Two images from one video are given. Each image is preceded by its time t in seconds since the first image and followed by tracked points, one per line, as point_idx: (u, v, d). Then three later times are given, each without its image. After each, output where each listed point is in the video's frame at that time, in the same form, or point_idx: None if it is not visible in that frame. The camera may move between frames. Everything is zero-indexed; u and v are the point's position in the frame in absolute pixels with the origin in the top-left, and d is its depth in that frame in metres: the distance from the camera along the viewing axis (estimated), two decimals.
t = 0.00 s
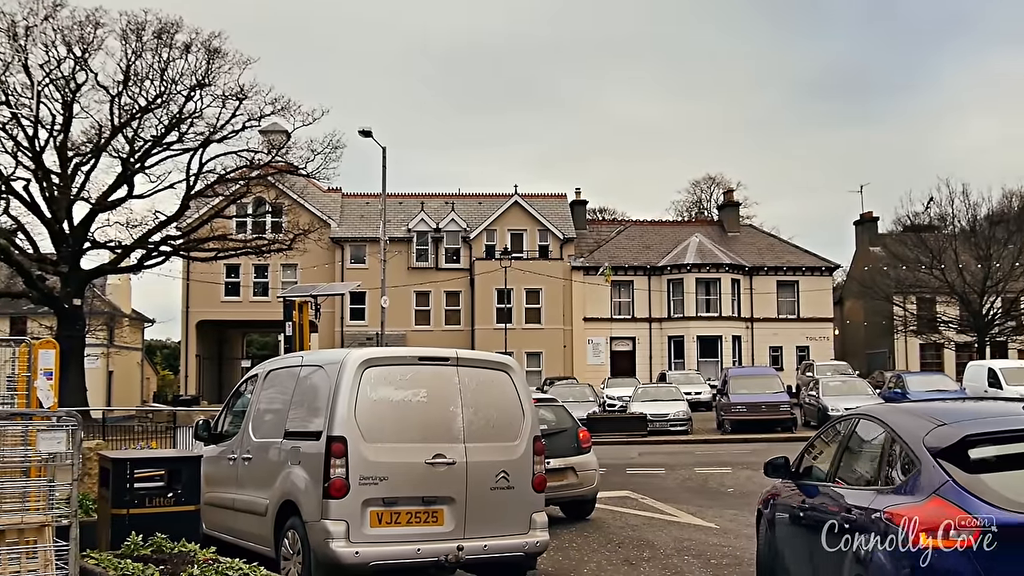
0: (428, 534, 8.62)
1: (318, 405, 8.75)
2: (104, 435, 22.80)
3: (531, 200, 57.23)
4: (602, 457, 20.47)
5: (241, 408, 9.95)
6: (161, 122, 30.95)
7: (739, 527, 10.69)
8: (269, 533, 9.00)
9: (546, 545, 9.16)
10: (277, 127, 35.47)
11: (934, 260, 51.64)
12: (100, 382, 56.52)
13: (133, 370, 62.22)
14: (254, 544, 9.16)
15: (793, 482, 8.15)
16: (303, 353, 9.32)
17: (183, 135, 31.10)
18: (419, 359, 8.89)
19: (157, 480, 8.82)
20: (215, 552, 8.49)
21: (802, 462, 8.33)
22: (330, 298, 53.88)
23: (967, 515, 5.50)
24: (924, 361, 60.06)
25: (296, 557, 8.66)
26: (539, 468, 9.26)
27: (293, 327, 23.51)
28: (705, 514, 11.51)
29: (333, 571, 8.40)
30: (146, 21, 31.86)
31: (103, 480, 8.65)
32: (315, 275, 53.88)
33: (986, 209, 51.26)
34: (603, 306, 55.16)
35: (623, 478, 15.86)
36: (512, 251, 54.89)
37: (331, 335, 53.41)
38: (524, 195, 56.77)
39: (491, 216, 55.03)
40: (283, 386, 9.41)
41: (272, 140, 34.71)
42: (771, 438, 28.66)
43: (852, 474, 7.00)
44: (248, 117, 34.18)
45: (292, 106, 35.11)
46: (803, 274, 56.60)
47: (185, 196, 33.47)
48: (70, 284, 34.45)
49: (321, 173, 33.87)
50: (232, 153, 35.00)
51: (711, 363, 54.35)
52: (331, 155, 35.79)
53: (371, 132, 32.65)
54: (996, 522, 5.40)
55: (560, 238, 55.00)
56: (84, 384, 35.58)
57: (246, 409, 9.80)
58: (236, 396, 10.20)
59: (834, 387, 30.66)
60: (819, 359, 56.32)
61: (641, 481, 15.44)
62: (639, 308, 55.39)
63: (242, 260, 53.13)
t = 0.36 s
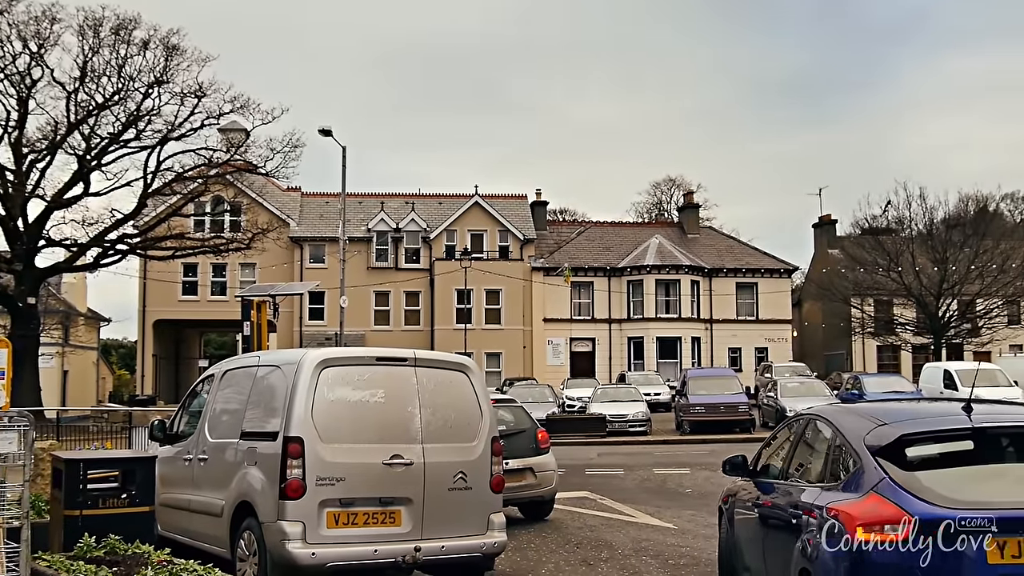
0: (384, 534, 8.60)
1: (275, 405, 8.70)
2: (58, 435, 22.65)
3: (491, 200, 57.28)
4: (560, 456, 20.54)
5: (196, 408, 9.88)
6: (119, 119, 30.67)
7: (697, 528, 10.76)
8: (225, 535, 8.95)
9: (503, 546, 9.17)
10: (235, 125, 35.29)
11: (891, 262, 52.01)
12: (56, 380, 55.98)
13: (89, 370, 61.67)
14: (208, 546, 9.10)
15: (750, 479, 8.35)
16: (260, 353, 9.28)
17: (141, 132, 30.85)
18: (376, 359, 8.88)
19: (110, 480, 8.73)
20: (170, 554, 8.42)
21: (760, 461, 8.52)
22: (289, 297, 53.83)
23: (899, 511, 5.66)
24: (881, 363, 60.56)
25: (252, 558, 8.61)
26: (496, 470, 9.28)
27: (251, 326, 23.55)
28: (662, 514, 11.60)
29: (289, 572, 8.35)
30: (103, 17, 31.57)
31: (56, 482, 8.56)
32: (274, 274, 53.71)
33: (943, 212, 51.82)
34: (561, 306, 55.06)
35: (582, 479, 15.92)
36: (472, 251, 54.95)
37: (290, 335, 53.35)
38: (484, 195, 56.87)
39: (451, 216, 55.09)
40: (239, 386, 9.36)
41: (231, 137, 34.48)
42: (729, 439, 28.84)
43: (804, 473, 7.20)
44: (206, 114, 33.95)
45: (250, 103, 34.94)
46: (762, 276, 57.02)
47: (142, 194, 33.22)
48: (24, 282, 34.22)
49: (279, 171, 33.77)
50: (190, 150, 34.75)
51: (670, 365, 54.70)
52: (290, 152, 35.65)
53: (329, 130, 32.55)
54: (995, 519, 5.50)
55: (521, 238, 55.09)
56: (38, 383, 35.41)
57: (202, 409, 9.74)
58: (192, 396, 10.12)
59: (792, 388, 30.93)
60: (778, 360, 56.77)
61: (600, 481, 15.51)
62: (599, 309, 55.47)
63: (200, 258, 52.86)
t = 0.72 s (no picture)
0: (342, 535, 8.58)
1: (232, 406, 8.66)
2: (13, 435, 22.46)
3: (453, 201, 57.27)
4: (519, 457, 20.58)
5: (153, 408, 9.82)
6: (75, 117, 30.35)
7: (655, 528, 10.84)
8: (182, 536, 8.89)
9: (462, 547, 9.19)
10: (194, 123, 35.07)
11: (849, 265, 52.39)
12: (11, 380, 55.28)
13: (45, 369, 60.99)
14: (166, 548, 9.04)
15: (708, 477, 8.49)
16: (218, 353, 9.24)
17: (98, 130, 30.58)
18: (334, 360, 8.87)
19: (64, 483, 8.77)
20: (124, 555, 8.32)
21: (718, 459, 8.65)
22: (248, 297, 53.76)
23: (838, 507, 5.80)
24: (838, 364, 61.02)
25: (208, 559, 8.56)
26: (454, 470, 9.31)
27: (207, 326, 23.45)
28: (619, 515, 11.68)
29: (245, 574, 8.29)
30: (60, 13, 31.24)
31: (9, 483, 8.60)
32: (232, 275, 53.54)
33: (900, 215, 52.34)
34: (521, 306, 55.20)
35: (540, 479, 15.98)
36: (432, 251, 55.00)
37: (249, 335, 53.27)
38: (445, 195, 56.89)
39: (411, 216, 55.11)
40: (196, 385, 9.32)
41: (189, 136, 34.27)
42: (687, 440, 28.99)
43: (754, 468, 7.45)
44: (165, 112, 33.67)
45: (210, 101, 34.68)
46: (721, 277, 57.45)
47: (100, 191, 32.89)
48: None
49: (238, 171, 33.62)
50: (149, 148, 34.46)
51: (630, 365, 54.94)
52: (249, 151, 35.50)
53: (289, 129, 32.42)
54: (955, 514, 5.71)
55: (481, 239, 55.25)
56: None
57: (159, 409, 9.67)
58: (149, 397, 10.05)
59: (750, 390, 31.16)
60: (737, 362, 57.19)
61: (558, 482, 15.57)
62: (559, 310, 55.56)
63: (158, 257, 52.46)
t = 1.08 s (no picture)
0: (300, 537, 8.58)
1: (189, 406, 8.61)
2: None
3: (412, 201, 57.19)
4: (476, 459, 20.64)
5: (108, 409, 9.79)
6: (32, 113, 30.03)
7: (613, 528, 10.93)
8: (137, 538, 8.86)
9: (420, 547, 9.22)
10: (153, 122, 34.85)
11: (807, 267, 52.78)
12: None
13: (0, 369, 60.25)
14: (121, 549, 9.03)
15: (664, 473, 8.62)
16: (174, 353, 9.20)
17: (54, 127, 30.28)
18: (291, 360, 8.86)
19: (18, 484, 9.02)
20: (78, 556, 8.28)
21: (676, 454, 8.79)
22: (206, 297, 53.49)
23: (780, 504, 6.08)
24: (796, 365, 61.53)
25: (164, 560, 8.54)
26: (413, 471, 9.34)
27: (164, 326, 23.30)
28: (578, 516, 11.77)
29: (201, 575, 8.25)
30: (16, 9, 30.90)
31: None
32: (191, 274, 53.31)
33: (858, 218, 52.83)
34: (481, 307, 55.32)
35: (499, 480, 16.04)
36: (392, 251, 54.93)
37: (207, 335, 53.09)
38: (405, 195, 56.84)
39: (371, 216, 54.98)
40: (153, 385, 9.28)
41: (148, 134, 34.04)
42: (646, 441, 29.13)
43: (706, 469, 7.55)
44: (123, 110, 33.42)
45: (168, 101, 34.45)
46: (681, 279, 57.88)
47: (57, 189, 32.57)
48: None
49: (197, 170, 33.44)
50: (106, 147, 34.19)
51: (589, 366, 55.13)
52: (208, 151, 35.35)
53: (249, 128, 32.27)
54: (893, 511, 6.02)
55: (441, 239, 55.32)
56: None
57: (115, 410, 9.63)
58: (104, 396, 10.00)
59: (709, 391, 31.39)
60: (696, 363, 57.62)
61: (516, 483, 15.65)
62: (519, 311, 55.73)
63: (116, 256, 52.14)
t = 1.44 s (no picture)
0: (256, 538, 8.56)
1: (144, 407, 8.56)
2: None
3: (371, 200, 57.00)
4: (433, 460, 20.65)
5: (63, 409, 9.73)
6: None
7: (572, 529, 10.99)
8: (91, 539, 8.81)
9: (376, 548, 9.23)
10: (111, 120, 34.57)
11: (764, 268, 53.13)
12: None
13: None
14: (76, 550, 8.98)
15: (622, 472, 8.67)
16: (129, 354, 9.15)
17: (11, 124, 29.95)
18: (248, 360, 8.85)
19: None
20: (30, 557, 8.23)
21: (633, 453, 8.84)
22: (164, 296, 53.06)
23: (722, 501, 6.16)
24: (754, 367, 62.10)
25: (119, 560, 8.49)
26: (370, 472, 9.35)
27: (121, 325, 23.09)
28: (535, 517, 11.83)
29: None
30: None
31: None
32: (148, 274, 52.99)
33: (815, 220, 53.35)
34: (440, 308, 55.40)
35: (458, 481, 16.06)
36: (352, 251, 54.79)
37: (165, 334, 52.77)
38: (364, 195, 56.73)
39: (331, 216, 54.83)
40: (108, 385, 9.23)
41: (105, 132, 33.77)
42: (606, 441, 29.29)
43: (660, 468, 7.62)
44: (81, 107, 33.11)
45: (125, 100, 34.23)
46: (639, 280, 58.35)
47: (13, 186, 32.21)
48: None
49: (155, 168, 33.24)
50: (62, 145, 33.87)
51: (549, 367, 55.43)
52: (167, 150, 35.16)
53: (208, 127, 32.09)
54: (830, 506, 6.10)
55: (401, 240, 55.16)
56: None
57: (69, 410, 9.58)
58: (59, 397, 9.95)
59: (667, 392, 31.59)
60: (654, 364, 58.10)
61: (474, 484, 15.69)
62: (478, 311, 55.97)
63: (72, 255, 51.79)
